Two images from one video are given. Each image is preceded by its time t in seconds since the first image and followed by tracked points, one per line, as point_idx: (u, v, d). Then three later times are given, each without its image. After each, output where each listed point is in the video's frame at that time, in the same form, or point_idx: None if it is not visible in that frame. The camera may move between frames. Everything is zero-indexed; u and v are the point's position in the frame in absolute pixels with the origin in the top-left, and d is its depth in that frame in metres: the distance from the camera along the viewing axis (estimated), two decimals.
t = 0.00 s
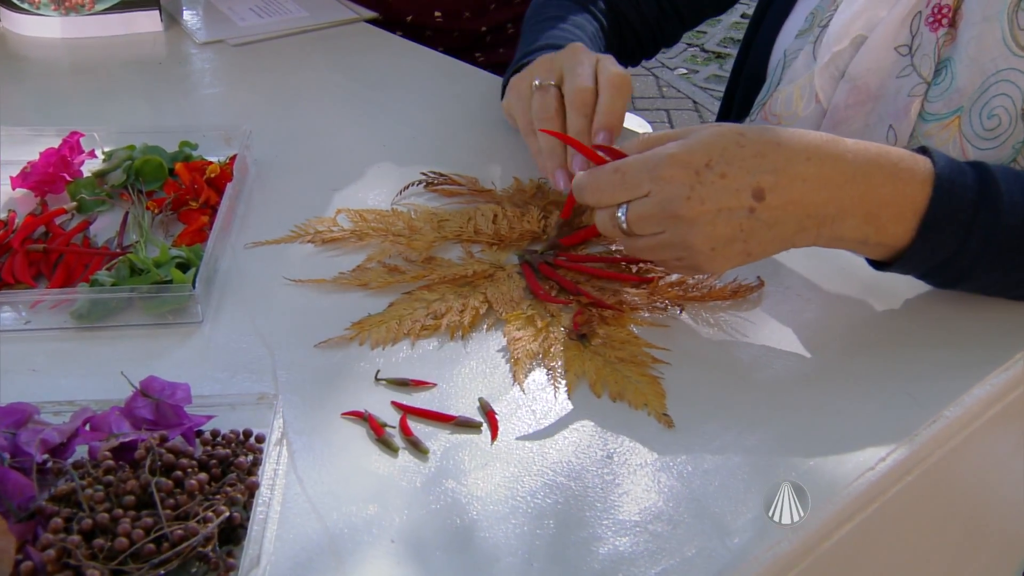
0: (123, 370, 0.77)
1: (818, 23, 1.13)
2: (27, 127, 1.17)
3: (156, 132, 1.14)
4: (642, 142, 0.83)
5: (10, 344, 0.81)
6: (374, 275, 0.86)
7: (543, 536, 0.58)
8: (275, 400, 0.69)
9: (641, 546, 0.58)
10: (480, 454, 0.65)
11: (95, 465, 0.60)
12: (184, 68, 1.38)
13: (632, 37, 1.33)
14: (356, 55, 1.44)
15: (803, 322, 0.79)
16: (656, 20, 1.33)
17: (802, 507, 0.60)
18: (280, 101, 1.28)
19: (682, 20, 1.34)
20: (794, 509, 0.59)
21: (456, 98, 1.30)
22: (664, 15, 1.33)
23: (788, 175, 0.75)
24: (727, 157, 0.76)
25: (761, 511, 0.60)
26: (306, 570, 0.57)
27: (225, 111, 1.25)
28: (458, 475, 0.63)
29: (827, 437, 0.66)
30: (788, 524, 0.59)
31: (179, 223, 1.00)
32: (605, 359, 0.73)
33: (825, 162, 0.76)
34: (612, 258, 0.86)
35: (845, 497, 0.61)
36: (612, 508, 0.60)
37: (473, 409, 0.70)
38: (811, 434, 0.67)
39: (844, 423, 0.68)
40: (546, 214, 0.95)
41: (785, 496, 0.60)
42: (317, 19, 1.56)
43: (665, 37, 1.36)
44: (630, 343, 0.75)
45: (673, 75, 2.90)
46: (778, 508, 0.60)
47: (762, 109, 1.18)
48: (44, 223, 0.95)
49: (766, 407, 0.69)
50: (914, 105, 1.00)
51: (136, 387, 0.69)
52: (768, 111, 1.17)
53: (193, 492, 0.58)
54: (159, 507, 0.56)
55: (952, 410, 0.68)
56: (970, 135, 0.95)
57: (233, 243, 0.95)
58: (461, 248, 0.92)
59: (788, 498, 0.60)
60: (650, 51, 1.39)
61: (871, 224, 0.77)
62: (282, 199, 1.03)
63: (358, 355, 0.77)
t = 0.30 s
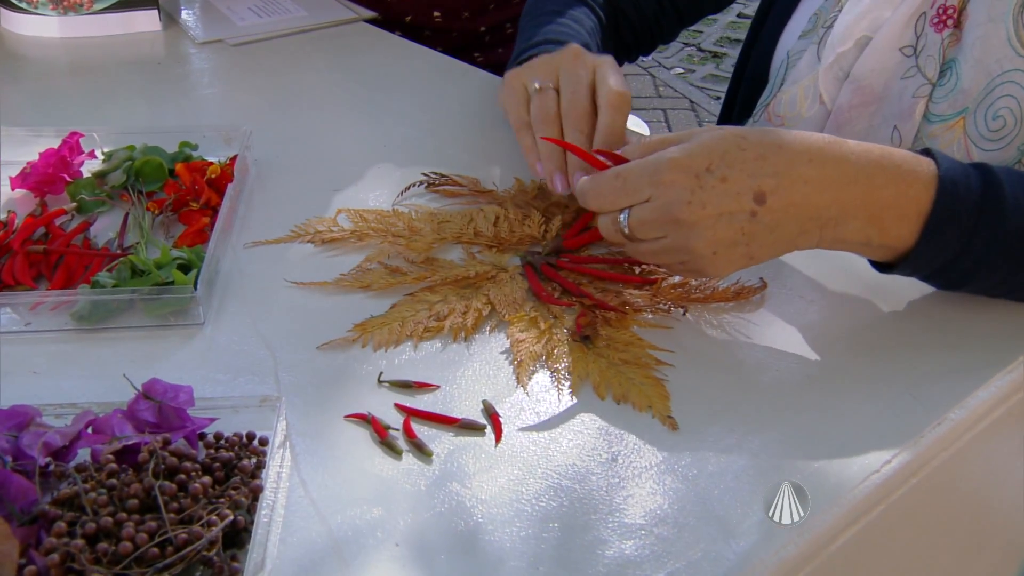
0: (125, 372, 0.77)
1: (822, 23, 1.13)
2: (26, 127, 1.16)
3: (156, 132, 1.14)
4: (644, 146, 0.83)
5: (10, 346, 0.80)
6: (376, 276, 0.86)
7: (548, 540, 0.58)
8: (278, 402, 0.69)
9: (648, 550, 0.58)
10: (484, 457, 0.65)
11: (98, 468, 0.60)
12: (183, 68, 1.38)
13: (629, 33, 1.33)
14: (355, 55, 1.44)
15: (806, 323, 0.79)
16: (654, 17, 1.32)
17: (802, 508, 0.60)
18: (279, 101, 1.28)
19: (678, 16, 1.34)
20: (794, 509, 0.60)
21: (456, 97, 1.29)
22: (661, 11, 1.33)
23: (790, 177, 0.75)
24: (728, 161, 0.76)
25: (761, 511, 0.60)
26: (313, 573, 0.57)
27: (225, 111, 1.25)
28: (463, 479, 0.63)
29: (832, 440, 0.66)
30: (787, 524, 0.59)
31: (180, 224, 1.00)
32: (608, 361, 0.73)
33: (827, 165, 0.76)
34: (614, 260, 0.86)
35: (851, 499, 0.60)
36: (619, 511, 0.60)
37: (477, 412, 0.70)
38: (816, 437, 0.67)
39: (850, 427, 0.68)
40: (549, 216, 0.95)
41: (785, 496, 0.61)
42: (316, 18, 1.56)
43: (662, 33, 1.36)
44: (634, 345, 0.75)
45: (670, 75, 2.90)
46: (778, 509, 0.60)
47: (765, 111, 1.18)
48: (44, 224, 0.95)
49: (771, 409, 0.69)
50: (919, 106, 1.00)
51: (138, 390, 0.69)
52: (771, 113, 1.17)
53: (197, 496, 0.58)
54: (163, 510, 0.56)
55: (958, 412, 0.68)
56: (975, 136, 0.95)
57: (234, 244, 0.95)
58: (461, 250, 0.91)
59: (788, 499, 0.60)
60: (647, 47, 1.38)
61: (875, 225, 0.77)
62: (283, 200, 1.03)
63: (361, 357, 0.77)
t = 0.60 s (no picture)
0: (126, 376, 0.76)
1: (818, 19, 1.13)
2: (23, 130, 1.15)
3: (154, 134, 1.13)
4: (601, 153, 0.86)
5: (9, 351, 0.80)
6: (376, 278, 0.85)
7: (551, 543, 0.58)
8: (279, 406, 0.69)
9: (651, 554, 0.58)
10: (486, 461, 0.65)
11: (98, 473, 0.60)
12: (179, 69, 1.37)
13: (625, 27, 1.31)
14: (353, 55, 1.44)
15: (807, 324, 0.79)
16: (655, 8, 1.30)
17: (802, 507, 0.61)
18: (277, 102, 1.27)
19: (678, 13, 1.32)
20: (794, 510, 0.60)
21: (453, 97, 1.29)
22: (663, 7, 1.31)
23: (734, 146, 0.75)
24: (672, 142, 0.77)
25: (761, 511, 0.60)
26: None
27: (222, 113, 1.25)
28: (466, 484, 0.63)
29: (834, 442, 0.67)
30: (787, 524, 0.60)
31: (179, 226, 0.99)
32: (610, 363, 0.73)
33: (772, 130, 0.75)
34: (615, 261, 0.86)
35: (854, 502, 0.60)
36: (620, 513, 0.60)
37: (479, 416, 0.69)
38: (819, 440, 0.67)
39: (852, 429, 0.68)
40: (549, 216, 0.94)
41: (785, 496, 0.61)
42: (314, 19, 1.55)
43: (661, 31, 1.34)
44: (636, 347, 0.75)
45: (665, 75, 2.90)
46: (777, 508, 0.60)
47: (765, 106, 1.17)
48: (42, 227, 0.94)
49: (773, 411, 0.69)
50: (914, 97, 1.00)
51: (139, 394, 0.69)
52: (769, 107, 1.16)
53: (198, 501, 0.58)
54: (165, 516, 0.56)
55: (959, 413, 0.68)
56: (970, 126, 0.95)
57: (232, 246, 0.95)
58: (461, 252, 0.91)
59: (788, 499, 0.61)
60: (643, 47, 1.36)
61: (834, 184, 0.75)
62: (282, 202, 1.03)
63: (361, 360, 0.76)
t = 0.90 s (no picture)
0: (127, 378, 0.76)
1: (812, 11, 1.13)
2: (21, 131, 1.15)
3: (153, 134, 1.13)
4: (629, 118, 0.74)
5: (10, 353, 0.80)
6: (377, 279, 0.85)
7: (555, 543, 0.59)
8: (282, 408, 0.68)
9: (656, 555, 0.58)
10: (490, 461, 0.65)
11: (101, 476, 0.60)
12: (177, 69, 1.37)
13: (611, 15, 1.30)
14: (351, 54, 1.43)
15: (809, 323, 0.79)
16: None
17: (802, 507, 0.61)
18: (276, 102, 1.27)
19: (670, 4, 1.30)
20: (794, 509, 0.60)
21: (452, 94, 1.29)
22: None
23: (796, 121, 0.63)
24: (723, 114, 0.66)
25: (761, 510, 0.61)
26: None
27: (221, 113, 1.24)
28: (470, 485, 0.63)
29: (836, 442, 0.67)
30: (787, 523, 0.60)
31: (178, 227, 0.99)
32: (613, 364, 0.73)
33: (838, 101, 0.63)
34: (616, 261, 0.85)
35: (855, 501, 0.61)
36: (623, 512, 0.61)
37: (483, 416, 0.69)
38: (820, 439, 0.67)
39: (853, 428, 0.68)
40: (551, 216, 0.94)
41: (785, 496, 0.62)
42: (312, 18, 1.55)
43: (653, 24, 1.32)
44: (638, 348, 0.75)
45: (662, 74, 2.90)
46: (778, 508, 0.61)
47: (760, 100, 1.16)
48: (41, 228, 0.94)
49: (775, 410, 0.69)
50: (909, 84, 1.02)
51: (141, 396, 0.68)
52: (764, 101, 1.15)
53: (203, 504, 0.58)
54: (169, 519, 0.56)
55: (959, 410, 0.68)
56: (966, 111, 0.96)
57: (233, 247, 0.94)
58: (462, 252, 0.91)
59: (788, 498, 0.61)
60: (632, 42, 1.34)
61: (909, 160, 0.64)
62: (282, 203, 1.02)
63: (362, 360, 0.76)
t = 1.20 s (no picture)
0: (128, 379, 0.76)
1: (806, 7, 1.11)
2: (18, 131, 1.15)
3: (150, 134, 1.13)
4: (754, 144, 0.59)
5: (9, 355, 0.79)
6: (377, 279, 0.85)
7: (560, 546, 0.59)
8: (284, 409, 0.68)
9: (659, 556, 0.58)
10: (492, 461, 0.65)
11: (103, 478, 0.59)
12: (174, 68, 1.36)
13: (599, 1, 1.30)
14: (348, 52, 1.43)
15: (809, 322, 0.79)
16: None
17: (802, 507, 0.61)
18: (273, 101, 1.27)
19: None
20: (794, 510, 0.61)
21: (450, 91, 1.28)
22: None
23: (977, 136, 0.49)
24: (885, 132, 0.50)
25: (761, 510, 0.61)
26: None
27: (218, 113, 1.24)
28: (473, 485, 0.63)
29: (837, 442, 0.67)
30: (787, 523, 0.60)
31: (178, 228, 0.99)
32: (615, 363, 0.73)
33: None
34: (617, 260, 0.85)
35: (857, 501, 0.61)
36: (625, 515, 0.61)
37: (485, 416, 0.69)
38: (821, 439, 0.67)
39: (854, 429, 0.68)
40: (551, 216, 0.94)
41: (785, 496, 0.62)
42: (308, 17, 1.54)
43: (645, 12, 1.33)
44: (639, 347, 0.75)
45: (657, 72, 2.90)
46: (777, 508, 0.61)
47: (752, 97, 1.16)
48: (40, 229, 0.93)
49: (776, 410, 0.69)
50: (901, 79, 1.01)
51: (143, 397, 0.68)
52: (758, 97, 1.15)
53: (205, 505, 0.58)
54: (171, 521, 0.56)
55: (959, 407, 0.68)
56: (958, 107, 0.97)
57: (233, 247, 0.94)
58: (462, 252, 0.90)
59: (787, 499, 0.62)
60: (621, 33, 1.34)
61: None
62: (281, 202, 1.02)
63: (362, 360, 0.76)
